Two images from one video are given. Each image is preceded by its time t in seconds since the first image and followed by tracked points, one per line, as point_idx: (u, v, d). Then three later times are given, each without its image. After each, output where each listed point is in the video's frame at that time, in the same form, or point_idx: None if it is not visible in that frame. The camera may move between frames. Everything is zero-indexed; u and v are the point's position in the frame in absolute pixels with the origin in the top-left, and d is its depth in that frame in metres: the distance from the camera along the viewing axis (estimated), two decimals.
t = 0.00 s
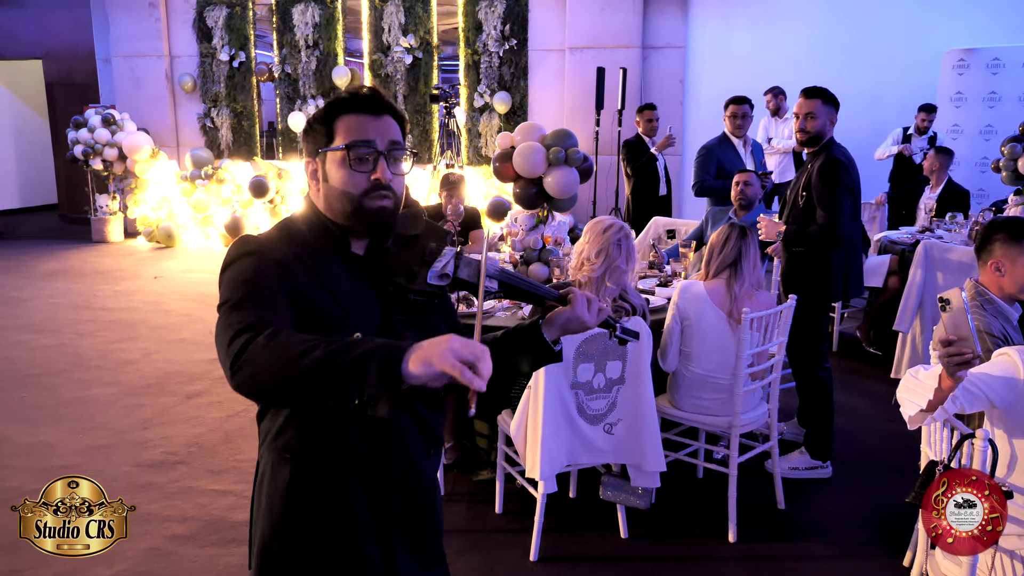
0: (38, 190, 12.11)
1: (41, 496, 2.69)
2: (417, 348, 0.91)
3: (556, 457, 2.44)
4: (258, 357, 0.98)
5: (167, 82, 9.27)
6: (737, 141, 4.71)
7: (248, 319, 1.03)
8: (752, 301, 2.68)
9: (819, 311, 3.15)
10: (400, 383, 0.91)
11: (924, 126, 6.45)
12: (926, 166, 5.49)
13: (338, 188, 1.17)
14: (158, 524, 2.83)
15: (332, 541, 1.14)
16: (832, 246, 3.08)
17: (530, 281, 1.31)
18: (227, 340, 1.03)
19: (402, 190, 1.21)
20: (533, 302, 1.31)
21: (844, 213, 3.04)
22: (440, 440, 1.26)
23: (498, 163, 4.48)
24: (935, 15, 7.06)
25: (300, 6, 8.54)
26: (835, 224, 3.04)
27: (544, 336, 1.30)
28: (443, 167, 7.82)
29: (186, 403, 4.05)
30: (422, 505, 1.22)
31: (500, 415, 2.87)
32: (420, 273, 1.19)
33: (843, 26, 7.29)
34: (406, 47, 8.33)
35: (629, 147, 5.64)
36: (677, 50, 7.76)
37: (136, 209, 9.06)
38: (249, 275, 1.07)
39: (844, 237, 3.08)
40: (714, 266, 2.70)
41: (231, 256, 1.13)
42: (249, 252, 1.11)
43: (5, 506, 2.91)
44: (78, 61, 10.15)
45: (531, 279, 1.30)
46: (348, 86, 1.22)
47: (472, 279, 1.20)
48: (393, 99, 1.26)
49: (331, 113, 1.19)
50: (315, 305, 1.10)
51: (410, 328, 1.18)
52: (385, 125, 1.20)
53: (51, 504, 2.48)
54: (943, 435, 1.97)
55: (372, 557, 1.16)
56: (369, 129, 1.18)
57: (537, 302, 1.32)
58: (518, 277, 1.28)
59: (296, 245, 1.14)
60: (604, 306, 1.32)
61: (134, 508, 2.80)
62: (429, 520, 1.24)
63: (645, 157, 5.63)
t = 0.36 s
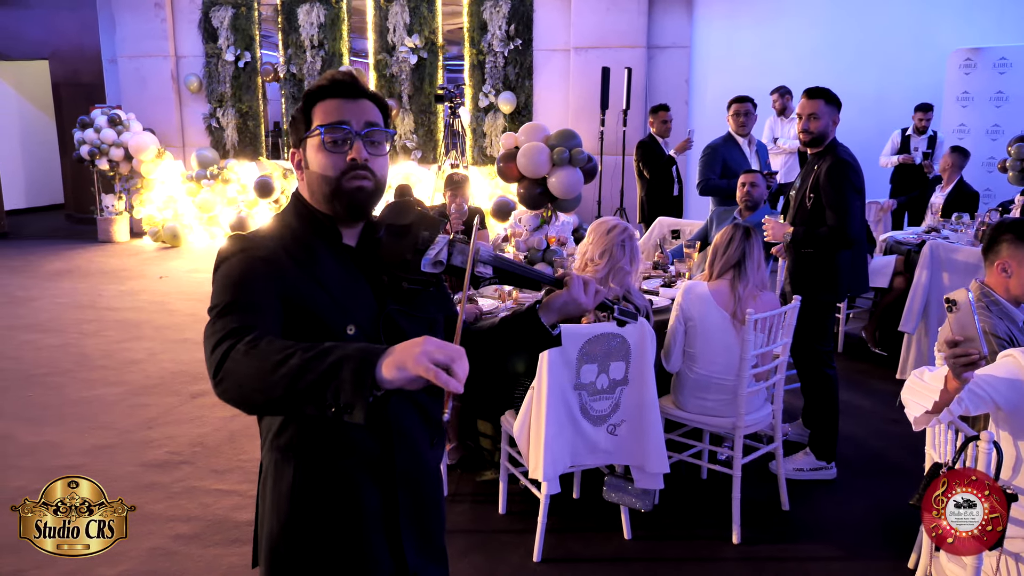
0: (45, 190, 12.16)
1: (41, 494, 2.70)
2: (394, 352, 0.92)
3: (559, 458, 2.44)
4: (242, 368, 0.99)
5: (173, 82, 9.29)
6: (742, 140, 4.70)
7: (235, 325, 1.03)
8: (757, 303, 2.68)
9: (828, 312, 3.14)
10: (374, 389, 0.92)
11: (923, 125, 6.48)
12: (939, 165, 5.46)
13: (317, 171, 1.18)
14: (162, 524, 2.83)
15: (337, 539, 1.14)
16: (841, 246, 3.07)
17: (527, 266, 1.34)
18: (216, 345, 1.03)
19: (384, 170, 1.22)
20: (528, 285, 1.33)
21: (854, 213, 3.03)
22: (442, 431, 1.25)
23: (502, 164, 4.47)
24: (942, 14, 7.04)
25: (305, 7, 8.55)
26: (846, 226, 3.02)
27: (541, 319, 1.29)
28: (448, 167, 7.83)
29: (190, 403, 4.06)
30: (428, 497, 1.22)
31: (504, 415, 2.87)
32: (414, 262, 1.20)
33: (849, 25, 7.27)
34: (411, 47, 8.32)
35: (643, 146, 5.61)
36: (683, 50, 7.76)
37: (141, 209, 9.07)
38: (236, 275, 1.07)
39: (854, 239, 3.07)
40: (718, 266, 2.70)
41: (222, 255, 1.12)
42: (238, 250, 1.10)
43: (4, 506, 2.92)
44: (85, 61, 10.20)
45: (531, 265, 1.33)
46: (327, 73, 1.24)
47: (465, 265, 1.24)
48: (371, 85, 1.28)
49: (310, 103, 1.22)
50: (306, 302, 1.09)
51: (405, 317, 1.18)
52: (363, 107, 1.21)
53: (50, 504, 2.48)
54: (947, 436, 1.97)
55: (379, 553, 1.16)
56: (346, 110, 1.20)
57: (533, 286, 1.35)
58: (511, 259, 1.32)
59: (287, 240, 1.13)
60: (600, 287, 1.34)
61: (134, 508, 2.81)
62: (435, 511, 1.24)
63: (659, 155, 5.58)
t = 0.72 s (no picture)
0: (58, 191, 12.25)
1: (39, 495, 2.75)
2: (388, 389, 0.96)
3: (567, 460, 2.43)
4: (237, 379, 0.99)
5: (183, 84, 9.34)
6: (752, 141, 4.68)
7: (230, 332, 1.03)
8: (765, 305, 2.67)
9: (838, 314, 3.12)
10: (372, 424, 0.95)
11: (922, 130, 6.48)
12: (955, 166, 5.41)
13: (319, 164, 1.19)
14: (172, 524, 2.85)
15: (335, 540, 1.14)
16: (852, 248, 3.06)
17: (530, 264, 1.38)
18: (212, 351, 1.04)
19: (384, 162, 1.23)
20: (533, 284, 1.38)
21: (864, 214, 3.01)
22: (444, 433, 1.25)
23: (511, 165, 4.47)
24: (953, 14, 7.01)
25: (314, 8, 8.58)
26: (856, 228, 3.01)
27: (544, 318, 1.28)
28: (457, 168, 7.84)
29: (200, 404, 4.08)
30: (428, 498, 1.22)
31: (513, 417, 2.87)
32: (418, 259, 1.20)
33: (860, 25, 7.23)
34: (420, 48, 8.34)
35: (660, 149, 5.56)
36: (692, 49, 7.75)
37: (152, 210, 9.13)
38: (233, 279, 1.06)
39: (866, 241, 3.05)
40: (726, 269, 2.68)
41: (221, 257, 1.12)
42: (235, 252, 1.10)
43: (3, 507, 2.93)
44: (96, 62, 10.27)
45: (537, 264, 1.38)
46: (325, 71, 1.25)
47: (468, 262, 1.28)
48: (367, 81, 1.29)
49: (308, 99, 1.23)
50: (305, 306, 1.10)
51: (406, 315, 1.17)
52: (360, 101, 1.23)
53: (51, 505, 2.53)
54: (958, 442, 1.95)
55: (378, 554, 1.16)
56: (345, 104, 1.21)
57: (538, 284, 1.38)
58: (518, 259, 1.37)
59: (286, 241, 1.14)
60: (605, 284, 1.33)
61: (133, 509, 2.86)
62: (434, 511, 1.23)
63: (675, 155, 5.55)
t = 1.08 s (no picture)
0: (70, 190, 12.34)
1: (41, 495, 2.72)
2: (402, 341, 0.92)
3: (579, 462, 2.42)
4: (246, 365, 0.98)
5: (196, 83, 9.38)
6: (766, 140, 4.65)
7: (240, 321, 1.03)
8: (779, 306, 2.64)
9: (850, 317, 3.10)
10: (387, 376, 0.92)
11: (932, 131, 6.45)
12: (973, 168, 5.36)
13: (328, 163, 1.17)
14: (183, 523, 2.86)
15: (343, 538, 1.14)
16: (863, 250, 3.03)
17: (539, 266, 1.32)
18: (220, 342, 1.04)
19: (393, 160, 1.21)
20: (543, 285, 1.32)
21: (875, 215, 2.98)
22: (452, 434, 1.24)
23: (523, 165, 4.45)
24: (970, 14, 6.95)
25: (326, 8, 8.59)
26: (868, 229, 2.98)
27: (552, 318, 1.28)
28: (468, 168, 7.82)
29: (212, 403, 4.10)
30: (436, 498, 1.21)
31: (524, 418, 2.86)
32: (425, 260, 1.20)
33: (875, 24, 7.18)
34: (431, 48, 8.34)
35: (681, 151, 5.46)
36: (703, 50, 7.61)
37: (164, 210, 9.17)
38: (241, 274, 1.07)
39: (878, 243, 3.02)
40: (740, 270, 2.66)
41: (231, 255, 1.12)
42: (244, 248, 1.10)
43: (3, 506, 2.93)
44: (109, 62, 10.33)
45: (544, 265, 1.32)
46: (330, 72, 1.25)
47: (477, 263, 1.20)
48: (372, 80, 1.29)
49: (314, 101, 1.23)
50: (315, 301, 1.10)
51: (415, 315, 1.18)
52: (366, 98, 1.23)
53: (49, 504, 2.44)
54: (975, 447, 1.91)
55: (387, 554, 1.15)
56: (352, 103, 1.20)
57: (545, 284, 1.33)
58: (525, 259, 1.30)
59: (293, 239, 1.14)
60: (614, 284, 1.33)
61: (134, 510, 2.85)
62: (443, 513, 1.22)
63: (696, 156, 5.45)
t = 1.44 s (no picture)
0: (78, 189, 12.39)
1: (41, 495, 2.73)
2: (434, 358, 0.98)
3: (587, 461, 2.41)
4: (271, 370, 0.97)
5: (202, 82, 9.40)
6: (773, 140, 4.64)
7: (261, 322, 1.02)
8: (788, 305, 2.62)
9: (859, 316, 3.08)
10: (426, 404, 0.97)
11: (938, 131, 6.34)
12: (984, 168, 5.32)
13: (347, 155, 1.17)
14: (189, 521, 2.86)
15: (364, 536, 1.13)
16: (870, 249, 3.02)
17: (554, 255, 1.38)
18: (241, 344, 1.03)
19: (412, 154, 1.21)
20: (557, 273, 1.37)
21: (882, 215, 2.97)
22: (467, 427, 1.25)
23: (529, 164, 4.45)
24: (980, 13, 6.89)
25: (333, 7, 8.60)
26: (873, 228, 2.97)
27: (572, 309, 1.27)
28: (474, 167, 7.82)
29: (219, 401, 4.10)
30: (452, 491, 1.22)
31: (531, 417, 2.85)
32: (443, 250, 1.19)
33: (884, 23, 7.15)
34: (437, 47, 8.34)
35: (695, 151, 5.42)
36: (711, 49, 7.63)
37: (170, 209, 9.17)
38: (259, 271, 1.06)
39: (883, 242, 3.01)
40: (748, 268, 2.66)
41: (247, 250, 1.12)
42: (261, 244, 1.10)
43: (3, 506, 2.92)
44: (116, 62, 10.37)
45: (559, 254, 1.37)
46: (347, 64, 1.25)
47: (492, 253, 1.26)
48: (384, 72, 1.28)
49: (329, 94, 1.22)
50: (334, 298, 1.09)
51: (433, 306, 1.18)
52: (381, 90, 1.22)
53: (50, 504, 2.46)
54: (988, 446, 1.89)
55: (408, 549, 1.16)
56: (369, 95, 1.20)
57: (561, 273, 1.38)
58: (540, 250, 1.36)
59: (310, 232, 1.13)
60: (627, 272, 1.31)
61: (133, 510, 2.85)
62: (458, 505, 1.23)
63: (710, 155, 5.42)
